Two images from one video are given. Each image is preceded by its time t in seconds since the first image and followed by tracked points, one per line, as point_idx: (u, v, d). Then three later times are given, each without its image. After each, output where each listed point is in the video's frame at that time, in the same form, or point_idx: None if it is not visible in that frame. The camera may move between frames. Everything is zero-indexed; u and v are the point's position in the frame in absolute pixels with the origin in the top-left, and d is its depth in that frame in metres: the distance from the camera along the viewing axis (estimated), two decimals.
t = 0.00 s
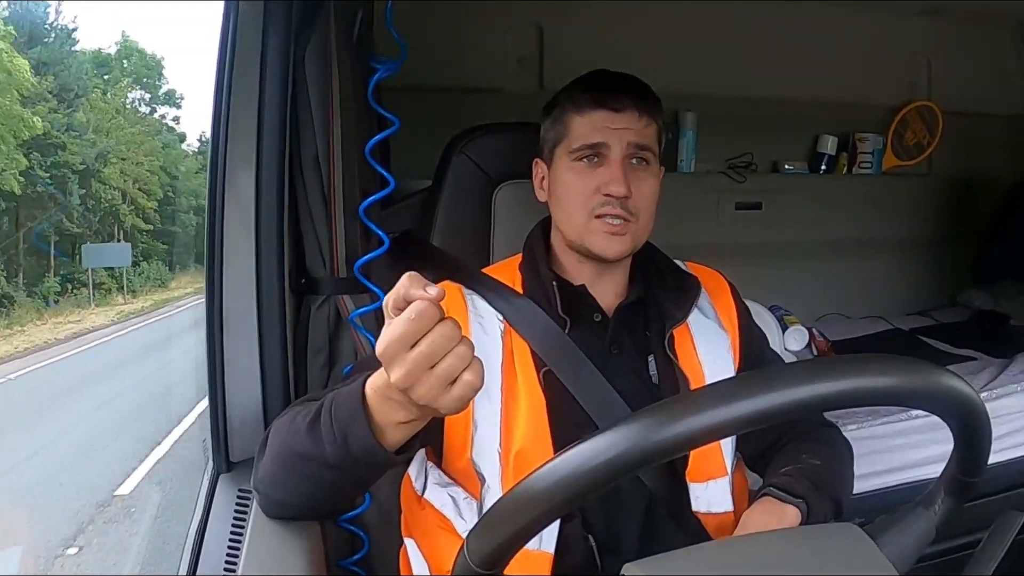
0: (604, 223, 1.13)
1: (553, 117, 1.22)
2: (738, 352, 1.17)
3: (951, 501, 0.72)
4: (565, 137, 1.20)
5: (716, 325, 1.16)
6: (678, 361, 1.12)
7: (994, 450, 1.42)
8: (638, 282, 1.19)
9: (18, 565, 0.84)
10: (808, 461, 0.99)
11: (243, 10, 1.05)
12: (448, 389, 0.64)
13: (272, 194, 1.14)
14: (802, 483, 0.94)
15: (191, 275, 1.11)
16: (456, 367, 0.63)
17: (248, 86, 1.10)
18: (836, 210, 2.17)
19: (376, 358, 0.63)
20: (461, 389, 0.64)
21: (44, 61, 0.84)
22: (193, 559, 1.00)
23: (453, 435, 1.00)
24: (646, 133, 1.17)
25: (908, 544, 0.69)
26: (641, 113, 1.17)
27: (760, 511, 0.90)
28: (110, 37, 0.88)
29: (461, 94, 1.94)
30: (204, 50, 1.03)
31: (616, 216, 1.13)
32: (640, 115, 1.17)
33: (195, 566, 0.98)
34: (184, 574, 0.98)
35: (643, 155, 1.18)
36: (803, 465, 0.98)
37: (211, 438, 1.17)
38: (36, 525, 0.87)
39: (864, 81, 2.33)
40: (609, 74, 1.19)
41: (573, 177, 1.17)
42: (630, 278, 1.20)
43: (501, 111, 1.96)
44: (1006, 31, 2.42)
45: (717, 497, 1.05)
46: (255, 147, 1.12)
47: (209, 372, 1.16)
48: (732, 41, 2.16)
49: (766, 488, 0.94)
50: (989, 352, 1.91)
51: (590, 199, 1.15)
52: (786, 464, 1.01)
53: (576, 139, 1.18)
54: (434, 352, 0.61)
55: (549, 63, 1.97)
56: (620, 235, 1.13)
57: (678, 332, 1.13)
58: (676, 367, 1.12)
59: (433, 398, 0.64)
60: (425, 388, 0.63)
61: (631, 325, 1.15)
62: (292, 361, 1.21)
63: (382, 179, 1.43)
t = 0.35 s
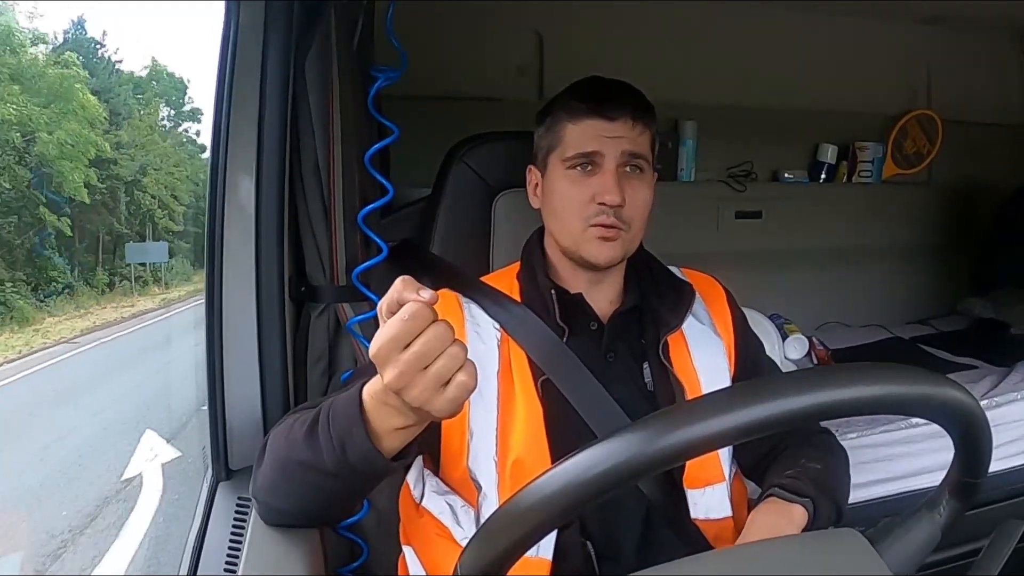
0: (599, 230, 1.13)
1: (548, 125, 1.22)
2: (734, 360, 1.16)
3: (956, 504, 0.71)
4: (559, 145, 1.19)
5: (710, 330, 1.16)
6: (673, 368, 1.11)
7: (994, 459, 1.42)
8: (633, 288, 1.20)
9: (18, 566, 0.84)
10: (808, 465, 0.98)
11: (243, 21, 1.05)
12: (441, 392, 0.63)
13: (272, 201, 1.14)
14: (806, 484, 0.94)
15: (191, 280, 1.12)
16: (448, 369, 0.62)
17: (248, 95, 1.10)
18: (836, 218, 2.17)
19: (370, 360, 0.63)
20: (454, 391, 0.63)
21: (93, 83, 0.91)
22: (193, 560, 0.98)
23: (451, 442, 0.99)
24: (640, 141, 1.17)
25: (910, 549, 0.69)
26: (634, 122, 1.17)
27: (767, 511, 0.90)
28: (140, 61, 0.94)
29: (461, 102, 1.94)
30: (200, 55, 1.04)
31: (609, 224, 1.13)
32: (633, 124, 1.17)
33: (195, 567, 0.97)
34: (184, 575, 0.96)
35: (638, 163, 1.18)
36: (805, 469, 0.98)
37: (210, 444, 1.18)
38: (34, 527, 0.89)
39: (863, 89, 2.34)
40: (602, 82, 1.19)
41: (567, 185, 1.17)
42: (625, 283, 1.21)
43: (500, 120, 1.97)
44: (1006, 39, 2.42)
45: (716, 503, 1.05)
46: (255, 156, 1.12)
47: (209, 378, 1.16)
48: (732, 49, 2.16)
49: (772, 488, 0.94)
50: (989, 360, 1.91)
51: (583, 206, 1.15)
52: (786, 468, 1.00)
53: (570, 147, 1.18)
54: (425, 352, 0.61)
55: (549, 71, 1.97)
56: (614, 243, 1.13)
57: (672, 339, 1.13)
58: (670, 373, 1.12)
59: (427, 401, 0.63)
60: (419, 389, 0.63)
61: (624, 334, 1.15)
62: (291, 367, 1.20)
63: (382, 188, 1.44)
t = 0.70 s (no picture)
0: (597, 223, 1.14)
1: (543, 122, 1.22)
2: (736, 358, 1.16)
3: (955, 500, 0.70)
4: (555, 141, 1.19)
5: (712, 328, 1.16)
6: (675, 365, 1.12)
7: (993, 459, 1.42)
8: (635, 286, 1.20)
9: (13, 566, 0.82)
10: (812, 464, 0.98)
11: (245, 15, 1.04)
12: (426, 414, 0.63)
13: (273, 196, 1.14)
14: (810, 481, 0.94)
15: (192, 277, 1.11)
16: (433, 391, 0.62)
17: (250, 89, 1.10)
18: (836, 218, 2.17)
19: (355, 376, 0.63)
20: (439, 414, 0.63)
21: (138, 108, 0.93)
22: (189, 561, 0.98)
23: (454, 440, 0.99)
24: (636, 134, 1.17)
25: (908, 548, 0.69)
26: (629, 114, 1.17)
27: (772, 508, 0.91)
28: (168, 79, 0.97)
29: (462, 98, 1.94)
30: (205, 52, 1.03)
31: (609, 216, 1.14)
32: (628, 116, 1.17)
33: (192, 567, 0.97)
34: None
35: (634, 156, 1.18)
36: (808, 467, 0.98)
37: (208, 438, 1.17)
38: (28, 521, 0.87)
39: (865, 89, 2.34)
40: (596, 77, 1.19)
41: (564, 179, 1.17)
42: (628, 277, 1.21)
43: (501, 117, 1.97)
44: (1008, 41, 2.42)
45: (717, 501, 1.05)
46: (257, 150, 1.12)
47: (208, 373, 1.16)
48: (734, 48, 2.16)
49: (776, 484, 0.94)
50: (988, 360, 1.91)
51: (581, 200, 1.15)
52: (790, 465, 1.01)
53: (567, 142, 1.18)
54: (411, 376, 0.61)
55: (551, 68, 1.97)
56: (614, 235, 1.14)
57: (675, 335, 1.14)
58: (673, 372, 1.12)
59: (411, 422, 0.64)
60: (403, 409, 0.63)
61: (626, 329, 1.14)
62: (290, 360, 1.20)
63: (382, 183, 1.44)
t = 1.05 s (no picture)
0: (625, 222, 1.13)
1: (582, 118, 1.22)
2: (746, 358, 1.17)
3: (958, 498, 0.70)
4: (593, 136, 1.19)
5: (721, 329, 1.16)
6: (685, 363, 1.12)
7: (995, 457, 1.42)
8: (648, 288, 1.19)
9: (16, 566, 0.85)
10: (820, 465, 0.98)
11: (245, 17, 1.04)
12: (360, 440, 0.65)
13: (274, 198, 1.14)
14: (814, 482, 0.94)
15: (192, 277, 1.11)
16: (364, 417, 0.63)
17: (251, 90, 1.10)
18: (838, 216, 2.17)
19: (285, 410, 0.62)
20: (370, 439, 0.65)
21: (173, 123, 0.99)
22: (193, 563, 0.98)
23: (460, 438, 0.99)
24: (671, 139, 1.18)
25: (907, 546, 0.69)
26: (668, 119, 1.17)
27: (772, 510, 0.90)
28: (191, 94, 1.03)
29: (463, 98, 1.94)
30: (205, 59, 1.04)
31: (635, 215, 1.13)
32: (667, 121, 1.17)
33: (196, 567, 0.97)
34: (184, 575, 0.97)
35: (668, 160, 1.18)
36: (814, 467, 0.97)
37: (211, 441, 1.17)
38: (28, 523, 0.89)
39: (867, 87, 2.33)
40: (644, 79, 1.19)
41: (597, 175, 1.16)
42: (640, 282, 1.20)
43: (502, 117, 1.97)
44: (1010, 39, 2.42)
45: (723, 502, 1.05)
46: (258, 150, 1.12)
47: (210, 372, 1.16)
48: (735, 46, 2.16)
49: (779, 487, 0.93)
50: (990, 358, 1.91)
51: (612, 196, 1.14)
52: (797, 466, 1.00)
53: (604, 138, 1.18)
54: (342, 404, 0.62)
55: (551, 66, 1.97)
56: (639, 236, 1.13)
57: (686, 336, 1.13)
58: (683, 370, 1.12)
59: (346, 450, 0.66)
60: (336, 442, 0.64)
61: (636, 329, 1.15)
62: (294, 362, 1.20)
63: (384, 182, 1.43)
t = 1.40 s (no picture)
0: (596, 218, 1.13)
1: (551, 117, 1.22)
2: (736, 350, 1.17)
3: (957, 503, 0.71)
4: (560, 136, 1.20)
5: (713, 322, 1.15)
6: (676, 359, 1.11)
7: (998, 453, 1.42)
8: (635, 281, 1.19)
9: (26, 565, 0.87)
10: (807, 461, 0.98)
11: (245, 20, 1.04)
12: (497, 367, 0.68)
13: (276, 201, 1.14)
14: (802, 483, 0.94)
15: (193, 277, 1.11)
16: (548, 396, 0.66)
17: (252, 94, 1.10)
18: (839, 214, 2.17)
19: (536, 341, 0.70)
20: (529, 404, 0.66)
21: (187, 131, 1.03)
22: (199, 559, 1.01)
23: (456, 434, 0.99)
24: (640, 131, 1.17)
25: (911, 545, 0.69)
26: (634, 112, 1.17)
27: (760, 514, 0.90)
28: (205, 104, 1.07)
29: (463, 100, 1.94)
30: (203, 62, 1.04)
31: (609, 211, 1.13)
32: (633, 114, 1.17)
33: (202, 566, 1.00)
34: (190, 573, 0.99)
35: (637, 153, 1.17)
36: (803, 465, 0.97)
37: (214, 441, 1.18)
38: (38, 520, 0.91)
39: (868, 84, 2.33)
40: (610, 74, 1.19)
41: (567, 172, 1.17)
42: (628, 273, 1.20)
43: (501, 118, 1.97)
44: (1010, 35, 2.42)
45: (721, 494, 1.05)
46: (259, 154, 1.12)
47: (210, 370, 1.16)
48: (735, 45, 2.16)
49: (766, 490, 0.93)
50: (993, 354, 1.90)
51: (582, 194, 1.15)
52: (785, 465, 1.00)
53: (571, 136, 1.18)
54: (534, 372, 0.66)
55: (551, 67, 1.97)
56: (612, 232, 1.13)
57: (675, 330, 1.13)
58: (674, 365, 1.12)
59: (487, 360, 0.70)
60: (502, 353, 0.69)
61: (626, 325, 1.15)
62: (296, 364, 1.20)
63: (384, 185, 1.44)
